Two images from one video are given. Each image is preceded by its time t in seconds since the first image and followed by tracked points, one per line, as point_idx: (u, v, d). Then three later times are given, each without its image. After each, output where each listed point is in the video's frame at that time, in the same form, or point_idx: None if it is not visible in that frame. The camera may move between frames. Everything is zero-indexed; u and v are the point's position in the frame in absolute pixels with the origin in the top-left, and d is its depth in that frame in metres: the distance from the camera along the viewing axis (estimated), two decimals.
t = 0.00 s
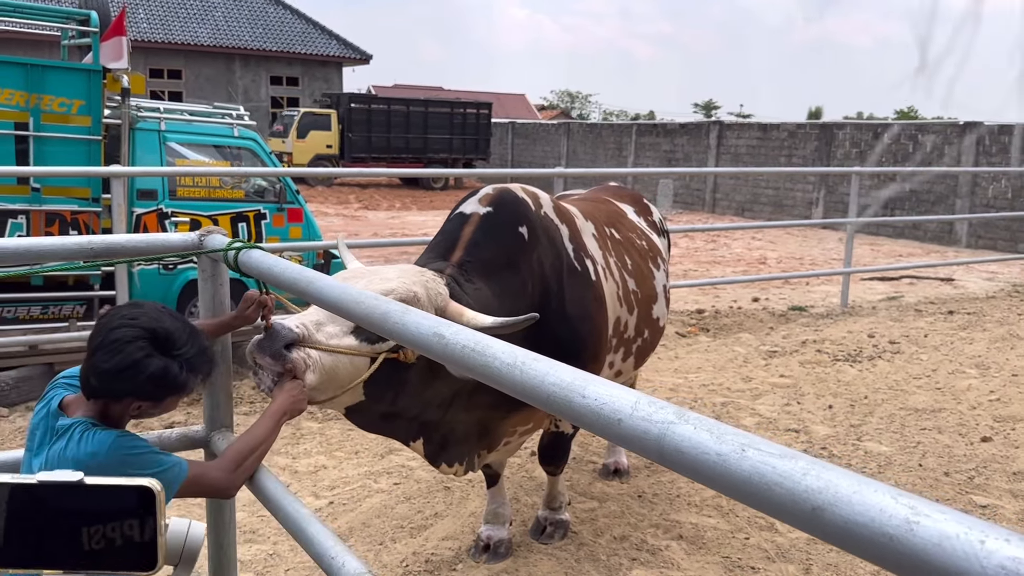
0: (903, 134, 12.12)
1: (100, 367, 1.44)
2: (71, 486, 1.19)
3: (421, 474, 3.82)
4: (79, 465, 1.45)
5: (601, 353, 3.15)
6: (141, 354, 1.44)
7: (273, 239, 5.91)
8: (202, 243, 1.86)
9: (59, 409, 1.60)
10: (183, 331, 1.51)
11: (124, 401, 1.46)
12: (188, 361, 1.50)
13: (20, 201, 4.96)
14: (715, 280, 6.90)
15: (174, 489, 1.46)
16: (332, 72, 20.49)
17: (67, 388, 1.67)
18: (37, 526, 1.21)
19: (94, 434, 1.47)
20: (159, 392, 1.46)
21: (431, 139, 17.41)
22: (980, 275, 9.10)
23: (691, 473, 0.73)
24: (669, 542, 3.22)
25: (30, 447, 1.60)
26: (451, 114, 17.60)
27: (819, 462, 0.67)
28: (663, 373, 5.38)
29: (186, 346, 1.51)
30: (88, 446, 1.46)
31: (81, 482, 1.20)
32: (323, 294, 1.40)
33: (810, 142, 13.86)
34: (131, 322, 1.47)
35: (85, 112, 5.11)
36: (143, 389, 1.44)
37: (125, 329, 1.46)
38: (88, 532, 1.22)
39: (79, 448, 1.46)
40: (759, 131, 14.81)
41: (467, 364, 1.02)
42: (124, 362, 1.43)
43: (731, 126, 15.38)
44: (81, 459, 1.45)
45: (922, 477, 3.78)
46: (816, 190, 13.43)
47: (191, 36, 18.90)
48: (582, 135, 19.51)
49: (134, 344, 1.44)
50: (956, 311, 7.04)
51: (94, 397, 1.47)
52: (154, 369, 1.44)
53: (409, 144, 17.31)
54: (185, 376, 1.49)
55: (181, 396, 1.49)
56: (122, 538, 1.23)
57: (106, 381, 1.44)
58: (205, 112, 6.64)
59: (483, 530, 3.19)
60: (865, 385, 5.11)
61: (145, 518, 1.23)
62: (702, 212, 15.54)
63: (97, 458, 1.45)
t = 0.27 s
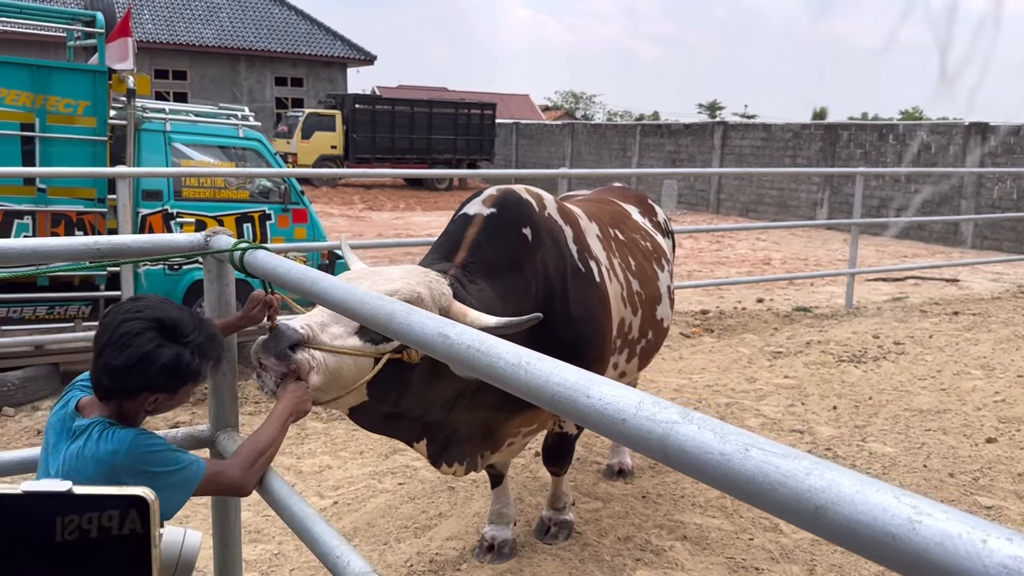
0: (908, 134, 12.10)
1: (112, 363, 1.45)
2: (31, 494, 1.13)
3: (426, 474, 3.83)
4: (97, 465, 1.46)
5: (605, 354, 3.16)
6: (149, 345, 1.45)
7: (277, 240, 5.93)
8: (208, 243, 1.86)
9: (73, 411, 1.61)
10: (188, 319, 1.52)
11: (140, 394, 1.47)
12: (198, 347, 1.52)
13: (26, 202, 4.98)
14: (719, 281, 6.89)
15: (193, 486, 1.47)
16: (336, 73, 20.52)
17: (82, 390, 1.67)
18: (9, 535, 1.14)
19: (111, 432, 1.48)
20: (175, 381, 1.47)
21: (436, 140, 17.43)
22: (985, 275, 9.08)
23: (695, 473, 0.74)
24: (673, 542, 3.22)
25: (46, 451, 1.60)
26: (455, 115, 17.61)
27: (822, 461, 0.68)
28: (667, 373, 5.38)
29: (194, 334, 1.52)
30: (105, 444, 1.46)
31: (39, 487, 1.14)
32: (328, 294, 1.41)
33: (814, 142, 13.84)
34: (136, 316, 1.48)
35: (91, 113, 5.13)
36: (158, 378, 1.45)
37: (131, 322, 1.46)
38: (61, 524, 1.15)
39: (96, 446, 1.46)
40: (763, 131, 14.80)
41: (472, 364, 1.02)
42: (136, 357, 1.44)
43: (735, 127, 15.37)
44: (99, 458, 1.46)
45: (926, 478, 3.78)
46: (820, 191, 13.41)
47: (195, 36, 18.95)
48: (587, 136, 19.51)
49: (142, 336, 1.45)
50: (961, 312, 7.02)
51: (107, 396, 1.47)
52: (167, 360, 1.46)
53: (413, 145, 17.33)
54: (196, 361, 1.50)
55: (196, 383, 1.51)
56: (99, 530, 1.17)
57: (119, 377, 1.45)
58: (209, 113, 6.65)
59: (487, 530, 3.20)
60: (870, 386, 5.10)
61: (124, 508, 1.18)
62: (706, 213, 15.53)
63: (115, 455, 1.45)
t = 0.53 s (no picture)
0: (913, 134, 12.07)
1: (97, 352, 1.45)
2: (15, 499, 1.00)
3: (430, 474, 3.84)
4: (113, 469, 1.45)
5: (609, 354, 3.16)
6: (124, 318, 1.45)
7: (283, 240, 5.94)
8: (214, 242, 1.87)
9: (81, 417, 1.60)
10: (147, 286, 1.53)
11: (139, 373, 1.47)
12: (169, 306, 1.53)
13: (32, 202, 5.00)
14: (723, 282, 6.88)
15: (211, 492, 1.47)
16: (341, 74, 20.56)
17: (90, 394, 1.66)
18: None
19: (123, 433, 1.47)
20: (158, 348, 1.47)
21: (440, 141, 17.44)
22: (991, 276, 9.05)
23: (700, 472, 0.74)
24: (678, 543, 3.22)
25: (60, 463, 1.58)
26: (460, 115, 17.62)
27: (828, 460, 0.68)
28: (672, 374, 5.37)
29: (159, 296, 1.52)
30: (119, 445, 1.45)
31: (22, 492, 1.01)
32: (334, 293, 1.41)
33: (819, 143, 13.83)
34: (98, 300, 1.47)
35: (96, 114, 5.15)
36: (150, 344, 1.46)
37: (95, 307, 1.46)
38: (50, 528, 1.02)
39: (112, 450, 1.45)
40: (768, 132, 14.78)
41: (477, 364, 1.03)
42: (111, 338, 1.44)
43: (740, 127, 15.35)
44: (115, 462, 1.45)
45: (932, 479, 3.77)
46: (825, 192, 13.38)
47: (201, 37, 19.00)
48: (591, 136, 19.51)
49: (113, 315, 1.45)
50: (967, 313, 7.00)
51: (100, 390, 1.47)
52: (143, 331, 1.45)
53: (418, 145, 17.35)
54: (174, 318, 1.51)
55: (179, 345, 1.51)
56: (94, 535, 1.03)
57: (109, 360, 1.45)
58: (215, 114, 6.67)
59: (491, 529, 3.20)
60: (875, 387, 5.09)
61: (121, 511, 1.05)
62: (711, 214, 15.52)
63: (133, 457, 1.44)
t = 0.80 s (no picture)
0: (919, 135, 12.04)
1: (83, 305, 1.29)
2: (20, 503, 0.95)
3: (435, 474, 3.84)
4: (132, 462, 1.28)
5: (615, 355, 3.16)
6: (108, 263, 1.30)
7: (288, 241, 5.95)
8: (219, 244, 1.87)
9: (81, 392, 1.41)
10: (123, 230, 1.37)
11: (134, 321, 1.33)
12: (151, 247, 1.37)
13: (38, 203, 5.02)
14: (728, 282, 6.88)
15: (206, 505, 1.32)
16: (346, 75, 20.59)
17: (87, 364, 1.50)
18: None
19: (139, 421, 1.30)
20: (148, 288, 1.33)
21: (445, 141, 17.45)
22: (996, 277, 9.03)
23: (706, 472, 0.74)
24: (682, 544, 3.22)
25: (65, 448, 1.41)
26: (464, 116, 17.63)
27: (833, 460, 0.68)
28: (677, 375, 5.37)
29: (138, 240, 1.37)
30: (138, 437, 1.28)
31: (18, 498, 0.95)
32: (339, 294, 1.42)
33: (824, 143, 13.81)
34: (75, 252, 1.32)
35: (102, 114, 5.17)
36: (141, 286, 1.32)
37: (75, 259, 1.30)
38: (46, 533, 0.96)
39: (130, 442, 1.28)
40: (773, 132, 14.76)
41: (483, 364, 1.03)
42: (94, 285, 1.29)
43: (745, 128, 15.33)
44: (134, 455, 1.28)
45: (937, 480, 3.76)
46: (830, 192, 13.35)
47: (206, 38, 19.05)
48: (596, 137, 19.51)
49: (96, 262, 1.30)
50: (972, 314, 6.99)
51: (94, 349, 1.33)
52: (127, 272, 1.30)
53: (422, 146, 17.36)
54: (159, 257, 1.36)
55: (168, 281, 1.37)
56: (94, 543, 0.97)
57: (100, 310, 1.30)
58: (220, 115, 6.69)
59: (496, 530, 3.20)
60: (880, 388, 5.08)
61: (126, 520, 0.98)
62: (716, 214, 15.51)
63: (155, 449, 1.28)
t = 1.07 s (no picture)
0: (923, 135, 12.02)
1: (100, 214, 1.26)
2: (32, 518, 0.92)
3: (439, 475, 3.85)
4: (161, 384, 1.27)
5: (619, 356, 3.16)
6: (127, 172, 1.27)
7: (292, 241, 5.96)
8: (225, 245, 1.88)
9: (82, 311, 1.36)
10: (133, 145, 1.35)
11: (149, 236, 1.30)
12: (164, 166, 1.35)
13: (44, 203, 5.04)
14: (732, 283, 6.88)
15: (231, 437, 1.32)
16: (350, 75, 20.61)
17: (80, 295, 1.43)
18: None
19: (170, 344, 1.28)
20: (166, 202, 1.31)
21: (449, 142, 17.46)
22: (1001, 278, 9.00)
23: (713, 474, 0.74)
24: (687, 545, 3.22)
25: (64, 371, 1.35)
26: (468, 117, 17.64)
27: (840, 462, 0.68)
28: (681, 376, 5.37)
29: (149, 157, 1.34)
30: (171, 361, 1.26)
31: (32, 511, 0.93)
32: (344, 294, 1.42)
33: (828, 144, 13.79)
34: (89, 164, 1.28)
35: (108, 115, 5.19)
36: (160, 199, 1.29)
37: (90, 169, 1.27)
38: (59, 547, 0.93)
39: (162, 365, 1.26)
40: (777, 133, 14.74)
41: (489, 366, 1.03)
42: (111, 192, 1.25)
43: (749, 128, 15.32)
44: (165, 380, 1.26)
45: (942, 482, 3.76)
46: (835, 193, 13.33)
47: (211, 39, 19.10)
48: (600, 138, 19.50)
49: (114, 172, 1.26)
50: (977, 315, 6.97)
51: (100, 260, 1.29)
52: (148, 184, 1.28)
53: (426, 146, 17.37)
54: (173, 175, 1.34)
55: (182, 202, 1.35)
56: (109, 556, 0.95)
57: (117, 221, 1.27)
58: (225, 116, 6.70)
59: (500, 531, 3.21)
60: (885, 389, 5.08)
61: (143, 531, 0.96)
62: (720, 215, 15.50)
63: (188, 375, 1.27)
